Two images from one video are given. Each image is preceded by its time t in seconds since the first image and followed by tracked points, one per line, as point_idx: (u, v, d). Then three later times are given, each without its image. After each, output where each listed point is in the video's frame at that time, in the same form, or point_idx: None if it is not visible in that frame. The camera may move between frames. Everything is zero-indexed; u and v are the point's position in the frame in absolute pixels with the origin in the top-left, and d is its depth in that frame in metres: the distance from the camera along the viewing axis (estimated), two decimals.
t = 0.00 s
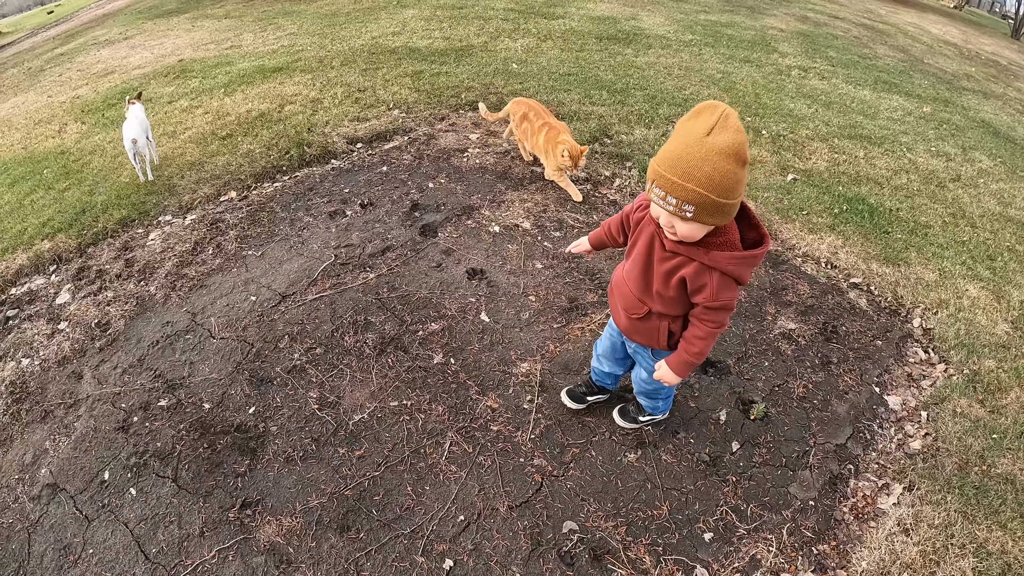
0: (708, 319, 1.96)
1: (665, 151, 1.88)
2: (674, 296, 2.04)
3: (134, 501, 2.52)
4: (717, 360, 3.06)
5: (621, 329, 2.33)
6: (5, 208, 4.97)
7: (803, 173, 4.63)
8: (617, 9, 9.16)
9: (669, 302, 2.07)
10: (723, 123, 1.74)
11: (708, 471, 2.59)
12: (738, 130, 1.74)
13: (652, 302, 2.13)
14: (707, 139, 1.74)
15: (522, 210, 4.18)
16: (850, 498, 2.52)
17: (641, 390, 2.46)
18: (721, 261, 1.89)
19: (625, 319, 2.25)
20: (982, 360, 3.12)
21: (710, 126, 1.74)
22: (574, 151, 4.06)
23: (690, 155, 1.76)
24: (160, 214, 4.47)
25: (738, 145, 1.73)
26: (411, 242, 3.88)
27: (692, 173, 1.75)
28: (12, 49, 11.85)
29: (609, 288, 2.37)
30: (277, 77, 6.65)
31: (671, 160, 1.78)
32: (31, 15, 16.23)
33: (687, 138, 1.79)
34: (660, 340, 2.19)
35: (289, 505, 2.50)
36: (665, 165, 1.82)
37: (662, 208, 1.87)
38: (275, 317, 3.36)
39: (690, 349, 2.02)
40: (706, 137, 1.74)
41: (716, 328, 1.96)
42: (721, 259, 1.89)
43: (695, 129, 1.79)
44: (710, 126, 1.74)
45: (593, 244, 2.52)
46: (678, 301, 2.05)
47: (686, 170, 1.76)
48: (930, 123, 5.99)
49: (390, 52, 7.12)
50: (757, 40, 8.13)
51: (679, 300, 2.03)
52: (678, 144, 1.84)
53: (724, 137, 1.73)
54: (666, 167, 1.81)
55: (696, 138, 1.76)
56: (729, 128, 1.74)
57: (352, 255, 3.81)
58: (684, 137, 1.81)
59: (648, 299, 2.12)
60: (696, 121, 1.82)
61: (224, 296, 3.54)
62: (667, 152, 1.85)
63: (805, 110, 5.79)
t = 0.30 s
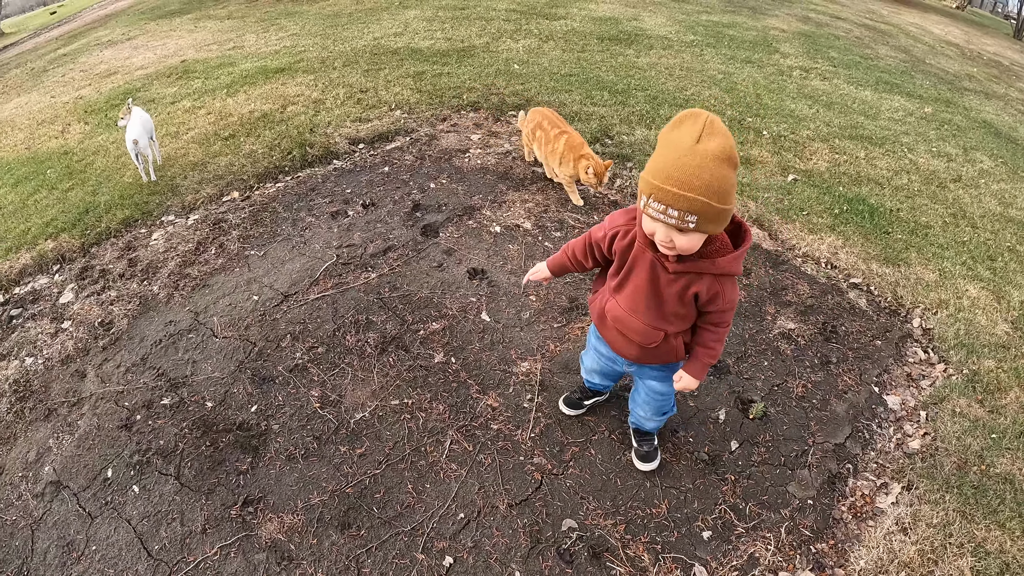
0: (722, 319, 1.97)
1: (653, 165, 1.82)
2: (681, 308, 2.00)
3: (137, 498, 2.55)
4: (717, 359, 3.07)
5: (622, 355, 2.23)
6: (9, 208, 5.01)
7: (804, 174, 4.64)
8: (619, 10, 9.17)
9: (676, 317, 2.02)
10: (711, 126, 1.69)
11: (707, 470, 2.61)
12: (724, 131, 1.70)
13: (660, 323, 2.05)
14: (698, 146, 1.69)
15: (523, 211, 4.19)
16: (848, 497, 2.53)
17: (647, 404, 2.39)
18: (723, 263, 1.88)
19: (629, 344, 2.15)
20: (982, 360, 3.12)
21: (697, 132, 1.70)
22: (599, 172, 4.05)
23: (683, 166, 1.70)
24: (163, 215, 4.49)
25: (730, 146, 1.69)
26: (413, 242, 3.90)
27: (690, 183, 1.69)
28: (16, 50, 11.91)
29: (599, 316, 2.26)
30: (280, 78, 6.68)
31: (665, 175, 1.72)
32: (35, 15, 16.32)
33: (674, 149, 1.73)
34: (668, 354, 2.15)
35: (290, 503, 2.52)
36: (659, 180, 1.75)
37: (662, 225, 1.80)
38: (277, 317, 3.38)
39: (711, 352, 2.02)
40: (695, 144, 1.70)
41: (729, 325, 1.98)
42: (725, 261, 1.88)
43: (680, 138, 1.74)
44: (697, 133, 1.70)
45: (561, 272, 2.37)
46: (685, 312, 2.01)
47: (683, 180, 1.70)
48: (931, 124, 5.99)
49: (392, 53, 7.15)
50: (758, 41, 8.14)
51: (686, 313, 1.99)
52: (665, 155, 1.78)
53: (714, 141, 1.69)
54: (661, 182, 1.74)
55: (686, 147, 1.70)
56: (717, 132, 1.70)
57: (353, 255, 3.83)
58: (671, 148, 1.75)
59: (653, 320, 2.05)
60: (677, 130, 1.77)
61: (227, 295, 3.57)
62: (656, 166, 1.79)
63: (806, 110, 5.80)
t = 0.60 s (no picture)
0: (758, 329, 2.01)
1: (707, 207, 1.63)
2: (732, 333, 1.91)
3: (139, 494, 2.57)
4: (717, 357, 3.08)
5: (668, 395, 2.05)
6: (13, 207, 5.04)
7: (804, 173, 4.64)
8: (620, 10, 9.17)
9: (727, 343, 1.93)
10: (769, 159, 1.59)
11: (707, 467, 2.62)
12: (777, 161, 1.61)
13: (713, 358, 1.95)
14: (765, 183, 1.57)
15: (524, 210, 4.20)
16: (848, 495, 2.54)
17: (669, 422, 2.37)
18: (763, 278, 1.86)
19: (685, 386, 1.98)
20: (982, 358, 3.13)
21: (757, 167, 1.58)
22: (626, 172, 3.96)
23: (754, 207, 1.56)
24: (166, 213, 4.52)
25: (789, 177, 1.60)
26: (414, 241, 3.92)
27: (764, 225, 1.56)
28: (19, 50, 11.96)
29: (638, 366, 1.99)
30: (281, 78, 6.70)
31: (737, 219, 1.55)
32: (38, 15, 16.39)
33: (736, 188, 1.58)
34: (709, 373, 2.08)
35: (292, 499, 2.53)
36: (727, 226, 1.58)
37: (731, 272, 1.63)
38: (279, 315, 3.40)
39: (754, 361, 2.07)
40: (759, 180, 1.57)
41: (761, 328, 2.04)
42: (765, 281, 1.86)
43: (738, 175, 1.60)
44: (759, 168, 1.58)
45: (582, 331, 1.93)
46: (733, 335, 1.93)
47: (757, 223, 1.56)
48: (932, 123, 6.00)
49: (394, 53, 7.17)
50: (760, 41, 8.15)
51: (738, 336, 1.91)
52: (722, 195, 1.62)
53: (774, 173, 1.59)
54: (732, 229, 1.58)
55: (750, 186, 1.56)
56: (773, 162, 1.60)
57: (355, 253, 3.84)
58: (729, 188, 1.60)
59: (710, 357, 1.90)
60: (729, 165, 1.62)
61: (229, 294, 3.59)
62: (713, 209, 1.62)
63: (807, 110, 5.81)
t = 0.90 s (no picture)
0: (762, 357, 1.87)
1: (668, 247, 1.51)
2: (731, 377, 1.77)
3: (138, 490, 2.56)
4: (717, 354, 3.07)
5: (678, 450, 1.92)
6: (13, 205, 5.04)
7: (805, 171, 4.63)
8: (621, 9, 9.16)
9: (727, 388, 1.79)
10: (740, 189, 1.44)
11: (706, 463, 2.61)
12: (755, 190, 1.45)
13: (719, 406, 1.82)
14: (732, 218, 1.42)
15: (524, 207, 4.20)
16: (848, 492, 2.53)
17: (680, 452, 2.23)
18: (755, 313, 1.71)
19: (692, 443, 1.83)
20: (983, 356, 3.11)
21: (727, 200, 1.43)
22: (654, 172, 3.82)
23: (718, 247, 1.42)
24: (166, 211, 4.52)
25: (765, 208, 1.44)
26: (414, 238, 3.91)
27: (728, 267, 1.42)
28: (20, 50, 11.98)
29: (641, 433, 1.83)
30: (282, 76, 6.71)
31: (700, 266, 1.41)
32: (39, 15, 16.44)
33: (700, 225, 1.45)
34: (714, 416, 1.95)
35: (290, 495, 2.53)
36: (688, 270, 1.45)
37: (698, 321, 1.50)
38: (278, 311, 3.40)
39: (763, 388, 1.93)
40: (728, 216, 1.42)
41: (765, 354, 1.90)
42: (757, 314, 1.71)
43: (705, 208, 1.46)
44: (727, 201, 1.43)
45: (589, 411, 1.74)
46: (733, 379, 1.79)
47: (723, 267, 1.42)
48: (933, 122, 5.98)
49: (395, 51, 7.17)
50: (761, 40, 8.13)
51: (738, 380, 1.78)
52: (685, 234, 1.48)
53: (745, 204, 1.44)
54: (692, 272, 1.45)
55: (715, 222, 1.43)
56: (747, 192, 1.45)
57: (355, 250, 3.84)
58: (693, 224, 1.47)
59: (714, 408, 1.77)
60: (695, 198, 1.49)
61: (229, 290, 3.59)
62: (674, 250, 1.49)
63: (807, 108, 5.79)
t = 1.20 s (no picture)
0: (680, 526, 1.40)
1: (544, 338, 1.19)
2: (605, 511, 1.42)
3: (138, 487, 2.57)
4: (717, 352, 3.06)
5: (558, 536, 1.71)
6: (16, 203, 5.06)
7: (806, 170, 4.63)
8: (622, 9, 9.17)
9: (596, 522, 1.45)
10: (636, 312, 1.05)
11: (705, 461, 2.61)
12: (655, 328, 1.04)
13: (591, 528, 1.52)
14: (605, 335, 1.05)
15: (525, 206, 4.19)
16: (848, 490, 2.53)
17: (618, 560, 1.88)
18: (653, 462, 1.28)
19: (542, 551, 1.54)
20: (984, 354, 3.11)
21: (613, 318, 1.06)
22: (671, 180, 3.82)
23: (569, 366, 1.07)
24: (168, 209, 4.54)
25: (657, 353, 1.03)
26: (414, 237, 3.91)
27: (568, 396, 1.07)
28: (22, 50, 11.99)
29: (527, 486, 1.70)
30: (284, 76, 6.72)
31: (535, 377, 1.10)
32: (40, 15, 16.49)
33: (571, 328, 1.11)
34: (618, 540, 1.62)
35: (290, 491, 2.54)
36: (530, 375, 1.13)
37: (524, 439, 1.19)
38: (279, 309, 3.40)
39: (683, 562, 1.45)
40: (602, 341, 1.05)
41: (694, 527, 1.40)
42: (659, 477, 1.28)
43: (591, 314, 1.10)
44: (612, 317, 1.07)
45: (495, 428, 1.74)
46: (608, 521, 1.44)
47: (556, 391, 1.08)
48: (934, 121, 5.98)
49: (396, 51, 7.18)
50: (762, 39, 8.13)
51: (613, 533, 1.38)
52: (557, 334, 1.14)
53: (631, 337, 1.04)
54: (534, 376, 1.12)
55: (582, 341, 1.07)
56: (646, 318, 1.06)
57: (356, 249, 3.85)
58: (566, 327, 1.12)
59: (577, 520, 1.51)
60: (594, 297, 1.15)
61: (230, 288, 3.60)
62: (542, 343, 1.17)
63: (808, 108, 5.79)
